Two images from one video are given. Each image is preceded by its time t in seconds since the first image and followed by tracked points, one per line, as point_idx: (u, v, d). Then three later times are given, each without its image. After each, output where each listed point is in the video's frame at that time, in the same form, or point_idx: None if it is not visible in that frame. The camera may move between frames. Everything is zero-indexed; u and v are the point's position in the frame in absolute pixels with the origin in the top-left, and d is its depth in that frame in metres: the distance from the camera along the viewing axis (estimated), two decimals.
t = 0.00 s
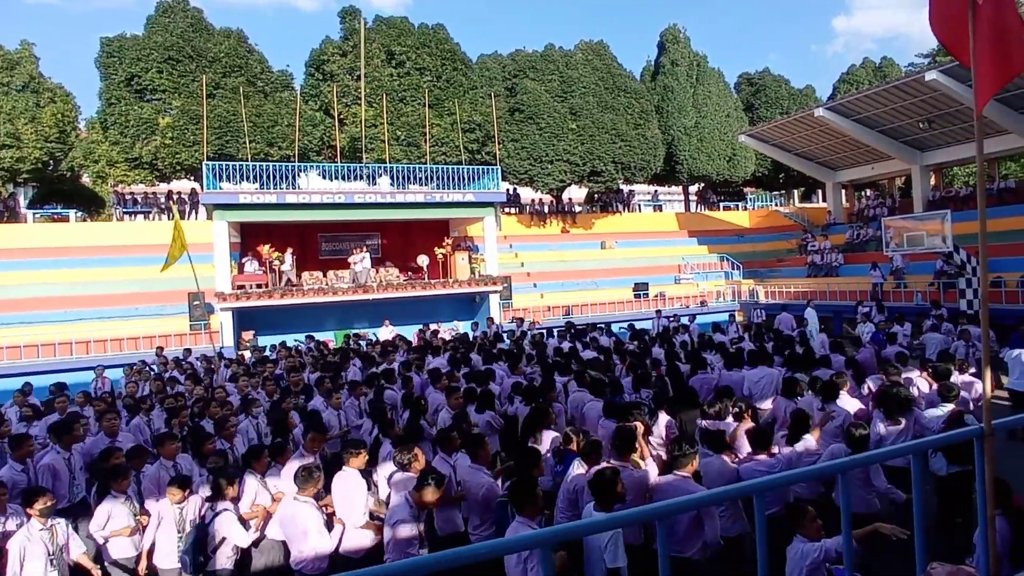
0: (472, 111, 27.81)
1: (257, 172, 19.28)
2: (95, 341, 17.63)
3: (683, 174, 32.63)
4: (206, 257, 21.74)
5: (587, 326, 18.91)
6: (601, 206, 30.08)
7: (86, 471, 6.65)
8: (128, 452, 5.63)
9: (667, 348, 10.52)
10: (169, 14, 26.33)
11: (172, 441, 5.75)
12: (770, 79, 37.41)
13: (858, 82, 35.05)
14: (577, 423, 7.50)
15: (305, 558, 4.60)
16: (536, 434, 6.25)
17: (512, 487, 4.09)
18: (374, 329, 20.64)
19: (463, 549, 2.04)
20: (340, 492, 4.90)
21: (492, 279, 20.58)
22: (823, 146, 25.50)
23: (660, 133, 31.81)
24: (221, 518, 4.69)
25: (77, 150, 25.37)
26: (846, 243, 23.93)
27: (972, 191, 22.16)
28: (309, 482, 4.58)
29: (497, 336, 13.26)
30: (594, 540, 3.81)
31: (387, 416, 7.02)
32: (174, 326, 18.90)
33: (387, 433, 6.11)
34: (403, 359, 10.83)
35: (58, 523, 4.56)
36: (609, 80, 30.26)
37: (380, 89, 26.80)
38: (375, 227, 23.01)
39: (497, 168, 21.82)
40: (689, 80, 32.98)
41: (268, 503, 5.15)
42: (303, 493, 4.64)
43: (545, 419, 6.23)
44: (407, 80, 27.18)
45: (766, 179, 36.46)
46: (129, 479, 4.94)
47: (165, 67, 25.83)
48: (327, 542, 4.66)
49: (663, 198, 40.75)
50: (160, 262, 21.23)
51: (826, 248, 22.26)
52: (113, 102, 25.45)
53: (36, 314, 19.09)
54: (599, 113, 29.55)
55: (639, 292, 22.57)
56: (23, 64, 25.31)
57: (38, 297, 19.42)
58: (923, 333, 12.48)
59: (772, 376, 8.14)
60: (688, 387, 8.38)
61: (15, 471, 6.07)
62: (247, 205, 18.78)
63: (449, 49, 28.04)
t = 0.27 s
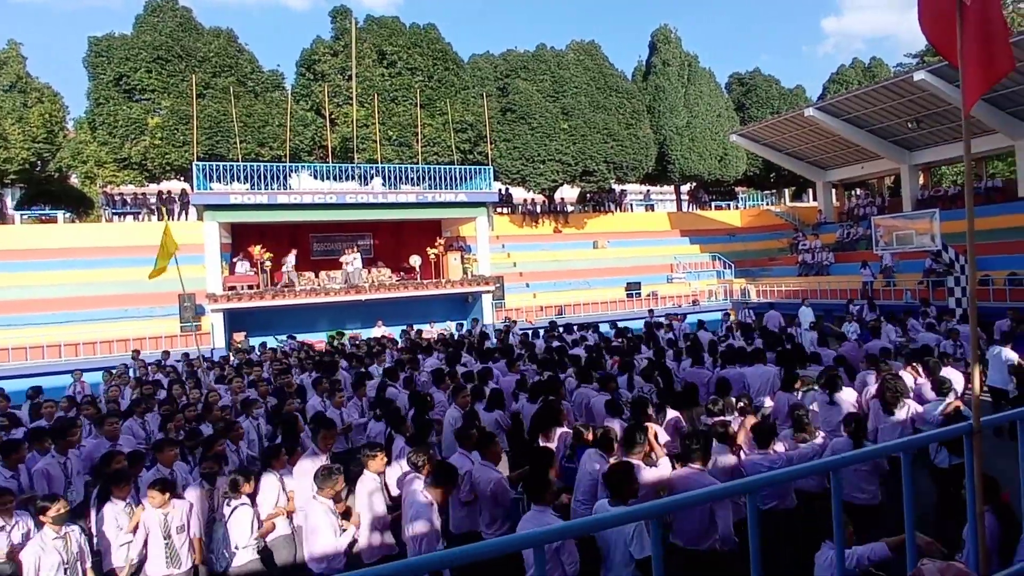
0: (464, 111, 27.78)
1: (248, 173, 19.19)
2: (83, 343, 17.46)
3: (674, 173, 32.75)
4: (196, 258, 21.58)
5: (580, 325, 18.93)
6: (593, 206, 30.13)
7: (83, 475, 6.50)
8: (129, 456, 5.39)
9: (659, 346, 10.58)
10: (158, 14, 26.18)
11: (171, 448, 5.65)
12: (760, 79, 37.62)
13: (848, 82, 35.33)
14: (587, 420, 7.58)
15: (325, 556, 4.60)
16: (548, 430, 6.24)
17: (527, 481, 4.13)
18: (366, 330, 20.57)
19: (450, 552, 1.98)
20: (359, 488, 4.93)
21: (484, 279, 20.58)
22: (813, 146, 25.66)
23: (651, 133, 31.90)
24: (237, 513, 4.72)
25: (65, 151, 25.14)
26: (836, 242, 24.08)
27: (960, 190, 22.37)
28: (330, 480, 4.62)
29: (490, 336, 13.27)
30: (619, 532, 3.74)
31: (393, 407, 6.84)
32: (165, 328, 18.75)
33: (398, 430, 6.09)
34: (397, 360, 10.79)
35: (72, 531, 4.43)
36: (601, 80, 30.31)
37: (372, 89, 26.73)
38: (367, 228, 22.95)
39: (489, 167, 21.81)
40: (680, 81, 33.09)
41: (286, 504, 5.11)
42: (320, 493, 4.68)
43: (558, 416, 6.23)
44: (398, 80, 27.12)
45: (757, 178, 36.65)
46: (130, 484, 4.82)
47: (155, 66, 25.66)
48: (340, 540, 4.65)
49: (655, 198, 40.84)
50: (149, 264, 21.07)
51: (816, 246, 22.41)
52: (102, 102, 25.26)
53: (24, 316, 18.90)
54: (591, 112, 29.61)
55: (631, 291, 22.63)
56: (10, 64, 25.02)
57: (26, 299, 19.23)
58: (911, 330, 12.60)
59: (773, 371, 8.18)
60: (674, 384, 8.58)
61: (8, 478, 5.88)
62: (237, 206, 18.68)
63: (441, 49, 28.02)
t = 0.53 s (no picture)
0: (456, 111, 27.73)
1: (238, 173, 19.07)
2: (72, 346, 17.30)
3: (666, 173, 32.84)
4: (186, 259, 21.40)
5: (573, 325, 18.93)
6: (586, 206, 30.16)
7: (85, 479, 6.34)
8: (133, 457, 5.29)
9: (652, 346, 10.60)
10: (146, 13, 25.98)
11: (177, 447, 5.48)
12: (750, 78, 37.79)
13: (837, 82, 35.57)
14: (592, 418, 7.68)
15: (351, 553, 4.58)
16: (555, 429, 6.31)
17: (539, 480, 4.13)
18: (358, 331, 20.50)
19: (432, 554, 1.98)
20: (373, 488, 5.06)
21: (477, 280, 20.56)
22: (804, 145, 25.78)
23: (643, 133, 31.97)
24: (252, 506, 4.91)
25: (52, 152, 24.87)
26: (827, 241, 24.17)
27: (949, 189, 22.57)
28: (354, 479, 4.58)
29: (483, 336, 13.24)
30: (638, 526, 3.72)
31: (407, 405, 6.74)
32: (156, 331, 18.59)
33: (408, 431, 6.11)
34: (392, 361, 10.73)
35: (96, 541, 4.26)
36: (593, 80, 30.36)
37: (363, 89, 26.64)
38: (359, 228, 22.87)
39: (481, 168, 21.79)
40: (671, 80, 33.17)
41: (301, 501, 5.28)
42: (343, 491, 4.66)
43: (567, 413, 6.30)
44: (389, 80, 27.04)
45: (748, 178, 36.80)
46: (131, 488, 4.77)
47: (143, 66, 25.47)
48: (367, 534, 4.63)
49: (646, 198, 40.91)
50: (138, 266, 20.87)
51: (807, 245, 22.53)
52: (90, 103, 25.03)
53: (12, 319, 18.66)
54: (583, 112, 29.64)
55: (623, 291, 22.67)
56: None
57: (14, 302, 19.02)
58: (901, 329, 12.70)
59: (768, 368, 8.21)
60: (667, 382, 8.61)
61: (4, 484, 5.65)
62: (228, 207, 18.57)
63: (432, 49, 27.96)
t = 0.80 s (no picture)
0: (448, 111, 27.67)
1: (228, 173, 18.95)
2: (60, 347, 17.08)
3: (657, 173, 32.95)
4: (176, 260, 21.21)
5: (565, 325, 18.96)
6: (577, 205, 30.20)
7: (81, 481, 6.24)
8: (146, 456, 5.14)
9: (646, 344, 10.64)
10: (134, 11, 25.74)
11: (180, 450, 5.24)
12: (741, 79, 38.01)
13: (826, 83, 35.86)
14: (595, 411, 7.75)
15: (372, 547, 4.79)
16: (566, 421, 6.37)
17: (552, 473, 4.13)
18: (350, 332, 20.41)
19: (449, 546, 2.04)
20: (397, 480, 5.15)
21: (469, 279, 20.54)
22: (794, 145, 25.96)
23: (634, 133, 32.06)
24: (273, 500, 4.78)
25: (38, 151, 24.58)
26: (817, 240, 24.33)
27: (936, 189, 22.81)
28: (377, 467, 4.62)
29: (477, 336, 13.22)
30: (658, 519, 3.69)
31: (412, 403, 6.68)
32: (145, 332, 18.41)
33: (419, 424, 6.18)
34: (387, 361, 10.68)
35: (118, 540, 4.07)
36: (584, 80, 30.43)
37: (355, 89, 26.55)
38: (351, 229, 22.78)
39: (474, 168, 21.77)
40: (663, 81, 33.29)
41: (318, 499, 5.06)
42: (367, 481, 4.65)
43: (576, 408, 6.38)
44: (381, 80, 26.95)
45: (739, 178, 37.01)
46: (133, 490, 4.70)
47: (132, 65, 25.23)
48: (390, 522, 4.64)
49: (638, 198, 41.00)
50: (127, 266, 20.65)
51: (798, 245, 22.67)
52: (77, 102, 24.77)
53: None
54: (575, 113, 29.69)
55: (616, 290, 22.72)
56: None
57: None
58: (890, 327, 12.82)
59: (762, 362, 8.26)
60: (663, 379, 8.66)
61: None
62: (218, 207, 18.44)
63: (424, 49, 27.90)
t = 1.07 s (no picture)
0: (436, 111, 27.60)
1: (214, 173, 18.78)
2: (42, 349, 16.82)
3: (645, 173, 33.09)
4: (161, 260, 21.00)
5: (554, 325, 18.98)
6: (566, 206, 30.25)
7: (70, 487, 6.09)
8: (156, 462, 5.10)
9: (636, 344, 10.68)
10: (118, 8, 25.43)
11: (180, 460, 5.14)
12: (728, 81, 38.25)
13: (812, 85, 36.18)
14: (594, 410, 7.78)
15: (390, 541, 4.57)
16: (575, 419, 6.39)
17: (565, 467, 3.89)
18: (338, 332, 20.30)
19: (456, 543, 2.15)
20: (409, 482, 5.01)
21: (458, 280, 20.51)
22: (780, 146, 26.18)
23: (623, 133, 32.17)
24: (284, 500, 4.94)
25: (19, 150, 24.21)
26: (804, 241, 24.58)
27: (920, 190, 23.09)
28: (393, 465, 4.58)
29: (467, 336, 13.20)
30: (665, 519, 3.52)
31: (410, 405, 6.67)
32: (128, 333, 18.21)
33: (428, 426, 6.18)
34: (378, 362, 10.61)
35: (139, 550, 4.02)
36: (573, 81, 30.49)
37: (342, 88, 26.40)
38: (339, 229, 22.64)
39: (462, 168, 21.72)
40: (651, 82, 33.41)
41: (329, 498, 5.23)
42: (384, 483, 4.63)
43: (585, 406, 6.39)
44: (369, 79, 26.83)
45: (726, 179, 37.24)
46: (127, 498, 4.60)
47: (115, 62, 24.93)
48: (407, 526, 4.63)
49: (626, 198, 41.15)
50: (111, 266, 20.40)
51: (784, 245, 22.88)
52: (59, 99, 24.44)
53: None
54: (563, 113, 29.74)
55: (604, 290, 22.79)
56: None
57: None
58: (876, 327, 12.95)
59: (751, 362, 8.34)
60: (655, 378, 8.71)
61: None
62: (203, 207, 18.25)
63: (412, 48, 27.81)
